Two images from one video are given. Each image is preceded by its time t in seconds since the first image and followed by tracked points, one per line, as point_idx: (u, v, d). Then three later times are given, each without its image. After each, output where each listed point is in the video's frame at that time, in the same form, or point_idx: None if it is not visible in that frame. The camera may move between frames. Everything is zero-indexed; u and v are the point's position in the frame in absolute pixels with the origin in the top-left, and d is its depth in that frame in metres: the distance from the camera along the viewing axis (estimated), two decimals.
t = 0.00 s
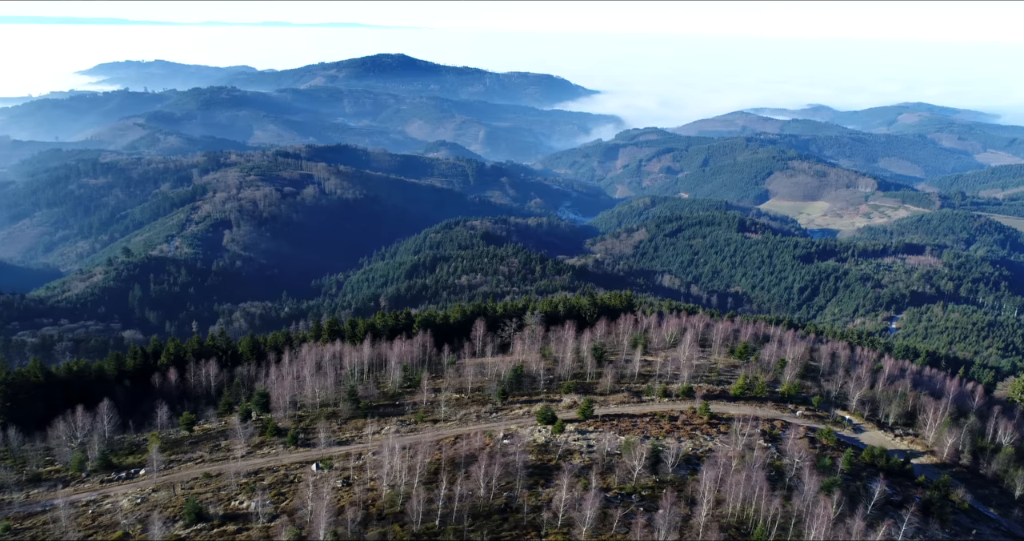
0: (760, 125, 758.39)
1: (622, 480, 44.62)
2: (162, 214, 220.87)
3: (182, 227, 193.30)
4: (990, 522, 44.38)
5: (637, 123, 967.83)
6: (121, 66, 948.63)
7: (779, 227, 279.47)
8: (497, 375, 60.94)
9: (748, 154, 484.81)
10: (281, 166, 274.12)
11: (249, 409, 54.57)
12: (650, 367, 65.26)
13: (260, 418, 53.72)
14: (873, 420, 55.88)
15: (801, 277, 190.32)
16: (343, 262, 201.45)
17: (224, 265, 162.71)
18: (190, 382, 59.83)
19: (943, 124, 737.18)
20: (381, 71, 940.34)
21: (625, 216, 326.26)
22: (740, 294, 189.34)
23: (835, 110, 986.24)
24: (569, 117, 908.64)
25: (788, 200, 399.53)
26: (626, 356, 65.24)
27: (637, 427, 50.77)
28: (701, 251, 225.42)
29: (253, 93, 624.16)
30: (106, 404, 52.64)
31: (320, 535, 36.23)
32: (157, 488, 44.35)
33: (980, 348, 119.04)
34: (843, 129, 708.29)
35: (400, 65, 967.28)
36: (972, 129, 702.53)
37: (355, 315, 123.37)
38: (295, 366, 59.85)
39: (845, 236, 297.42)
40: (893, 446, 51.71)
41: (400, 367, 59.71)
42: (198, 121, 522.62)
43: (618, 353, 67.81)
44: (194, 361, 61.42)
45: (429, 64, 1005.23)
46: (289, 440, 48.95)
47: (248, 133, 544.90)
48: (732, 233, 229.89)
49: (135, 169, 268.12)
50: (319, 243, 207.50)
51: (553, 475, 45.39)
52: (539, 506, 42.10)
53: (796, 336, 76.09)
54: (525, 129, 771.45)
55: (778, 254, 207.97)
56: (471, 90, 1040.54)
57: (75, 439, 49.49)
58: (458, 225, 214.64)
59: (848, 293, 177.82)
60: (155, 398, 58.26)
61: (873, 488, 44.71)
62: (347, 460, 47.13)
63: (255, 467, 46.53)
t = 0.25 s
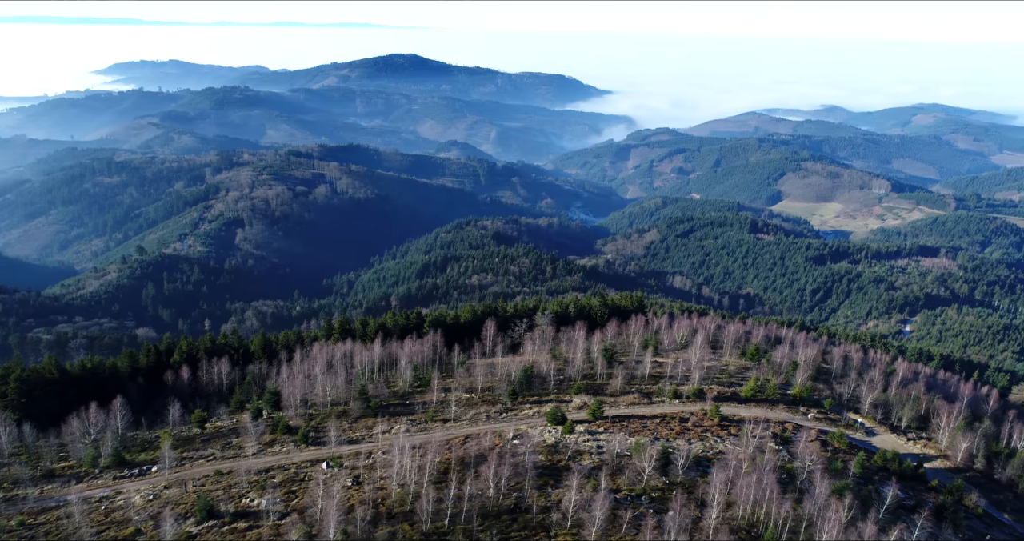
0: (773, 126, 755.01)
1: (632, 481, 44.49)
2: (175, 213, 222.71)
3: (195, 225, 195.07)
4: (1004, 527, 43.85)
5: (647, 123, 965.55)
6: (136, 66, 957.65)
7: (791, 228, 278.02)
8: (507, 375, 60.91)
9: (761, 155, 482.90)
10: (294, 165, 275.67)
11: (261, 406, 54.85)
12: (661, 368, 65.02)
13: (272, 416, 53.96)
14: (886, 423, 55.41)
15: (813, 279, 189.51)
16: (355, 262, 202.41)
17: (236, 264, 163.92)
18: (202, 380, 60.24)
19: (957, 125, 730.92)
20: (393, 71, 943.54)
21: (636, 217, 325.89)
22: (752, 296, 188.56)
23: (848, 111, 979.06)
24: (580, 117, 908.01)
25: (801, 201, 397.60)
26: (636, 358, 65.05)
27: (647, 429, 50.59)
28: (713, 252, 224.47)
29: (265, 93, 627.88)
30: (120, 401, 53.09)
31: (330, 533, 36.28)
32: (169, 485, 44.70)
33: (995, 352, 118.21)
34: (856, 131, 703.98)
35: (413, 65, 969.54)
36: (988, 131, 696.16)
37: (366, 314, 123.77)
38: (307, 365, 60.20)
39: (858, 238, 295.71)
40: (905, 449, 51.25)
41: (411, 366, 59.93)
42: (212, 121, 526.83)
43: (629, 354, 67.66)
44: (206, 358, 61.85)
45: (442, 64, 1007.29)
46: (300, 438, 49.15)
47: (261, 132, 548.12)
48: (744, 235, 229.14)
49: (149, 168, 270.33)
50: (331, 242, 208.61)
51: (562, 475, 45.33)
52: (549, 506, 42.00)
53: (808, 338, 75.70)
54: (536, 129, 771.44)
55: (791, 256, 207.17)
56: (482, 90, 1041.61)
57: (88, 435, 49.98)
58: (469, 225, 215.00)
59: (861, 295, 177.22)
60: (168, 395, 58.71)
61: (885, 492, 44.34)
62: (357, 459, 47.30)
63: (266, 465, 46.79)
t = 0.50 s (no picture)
0: (787, 127, 750.47)
1: (642, 482, 44.32)
2: (189, 211, 224.49)
3: (208, 224, 196.60)
4: (1019, 533, 43.39)
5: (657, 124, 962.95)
6: (151, 66, 966.54)
7: (804, 230, 276.29)
8: (518, 375, 60.91)
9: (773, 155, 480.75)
10: (307, 165, 277.02)
11: (273, 404, 55.15)
12: (672, 369, 64.81)
13: (283, 414, 54.29)
14: (899, 426, 54.97)
15: (826, 280, 188.62)
16: (367, 261, 203.22)
17: (249, 262, 164.93)
18: (214, 377, 60.72)
19: (974, 126, 724.09)
20: (404, 71, 945.77)
21: (648, 217, 325.28)
22: (764, 297, 187.78)
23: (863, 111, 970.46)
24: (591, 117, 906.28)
25: (814, 202, 395.69)
26: (647, 359, 64.87)
27: (658, 430, 50.46)
28: (725, 253, 223.24)
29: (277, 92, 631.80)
30: (133, 397, 53.59)
31: (340, 532, 36.44)
32: (181, 481, 44.99)
33: (1013, 354, 117.02)
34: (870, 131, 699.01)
35: (425, 65, 971.87)
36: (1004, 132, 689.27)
37: (377, 314, 124.29)
38: (318, 364, 60.44)
39: (872, 239, 293.95)
40: (919, 453, 50.79)
41: (421, 366, 60.04)
42: (225, 120, 530.62)
43: (640, 355, 67.53)
44: (218, 356, 62.26)
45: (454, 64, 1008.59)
46: (311, 436, 49.38)
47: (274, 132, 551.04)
48: (756, 236, 228.08)
49: (163, 167, 272.59)
50: (342, 241, 209.42)
51: (572, 476, 45.32)
52: (558, 507, 41.94)
53: (821, 340, 75.25)
54: (548, 129, 771.60)
55: (803, 257, 206.10)
56: (494, 90, 1041.91)
57: (102, 431, 50.48)
58: (480, 225, 215.30)
59: (875, 297, 176.41)
60: (180, 392, 59.18)
61: (898, 496, 43.95)
62: (367, 458, 47.42)
63: (277, 463, 47.05)
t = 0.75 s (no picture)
0: (801, 128, 745.60)
1: (652, 483, 44.20)
2: (202, 210, 226.28)
3: (222, 223, 198.10)
4: None
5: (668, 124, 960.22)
6: (166, 66, 975.70)
7: (818, 231, 274.37)
8: (528, 376, 60.95)
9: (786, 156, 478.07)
10: (319, 164, 278.28)
11: (284, 403, 55.42)
12: (683, 371, 64.56)
13: (295, 412, 54.56)
14: (912, 430, 54.51)
15: (839, 282, 187.74)
16: (379, 260, 204.04)
17: (261, 261, 165.92)
18: (226, 375, 61.14)
19: (991, 128, 716.61)
20: (417, 71, 947.73)
21: (659, 218, 324.59)
22: (776, 299, 187.03)
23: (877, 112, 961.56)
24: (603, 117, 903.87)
25: (827, 203, 393.59)
26: (658, 360, 64.69)
27: (669, 431, 50.30)
28: (737, 254, 222.01)
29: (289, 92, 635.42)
30: (146, 395, 54.03)
31: (351, 530, 36.60)
32: (193, 478, 45.31)
33: None
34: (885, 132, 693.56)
35: (437, 65, 973.90)
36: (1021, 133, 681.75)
37: (387, 313, 124.79)
38: (329, 362, 60.69)
39: (887, 241, 291.98)
40: (933, 457, 50.30)
41: (432, 365, 60.20)
42: (239, 120, 534.19)
43: (651, 356, 67.36)
44: (230, 354, 62.69)
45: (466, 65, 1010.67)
46: (322, 435, 49.52)
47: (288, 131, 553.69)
48: (769, 237, 226.92)
49: (177, 166, 274.77)
50: (354, 240, 210.31)
51: (582, 477, 45.22)
52: (568, 508, 41.91)
53: (834, 343, 74.69)
54: (559, 129, 771.75)
55: (816, 259, 204.89)
56: (507, 90, 1041.13)
57: (115, 428, 50.92)
58: (492, 225, 215.60)
59: (889, 299, 175.65)
60: (193, 390, 59.62)
61: (911, 500, 43.55)
62: (377, 457, 47.55)
63: (288, 461, 47.26)
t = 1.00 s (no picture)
0: (815, 129, 740.66)
1: (663, 485, 44.02)
2: (216, 209, 227.94)
3: (235, 222, 199.55)
4: None
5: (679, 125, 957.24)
6: (180, 66, 984.53)
7: (831, 233, 272.80)
8: (539, 376, 60.97)
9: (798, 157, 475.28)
10: (332, 163, 279.42)
11: (295, 401, 55.72)
12: (694, 372, 64.31)
13: (306, 411, 54.81)
14: (926, 434, 53.99)
15: (852, 285, 186.78)
16: (390, 260, 204.72)
17: (273, 260, 166.87)
18: (239, 373, 61.58)
19: (1008, 129, 708.83)
20: (429, 71, 949.38)
21: (671, 218, 323.79)
22: (789, 301, 186.16)
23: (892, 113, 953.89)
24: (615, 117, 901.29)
25: (841, 204, 391.37)
26: (669, 361, 64.49)
27: (679, 433, 50.13)
28: (749, 256, 221.07)
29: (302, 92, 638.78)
30: (159, 392, 54.50)
31: (360, 529, 36.71)
32: (205, 475, 45.62)
33: None
34: (900, 133, 688.25)
35: (449, 65, 975.47)
36: None
37: (398, 312, 125.06)
38: (340, 361, 60.96)
39: (901, 243, 289.98)
40: (946, 462, 49.79)
41: (442, 365, 60.30)
42: (252, 119, 537.36)
43: (662, 357, 67.18)
44: (242, 353, 63.13)
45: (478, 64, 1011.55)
46: (333, 433, 49.69)
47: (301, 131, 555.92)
48: (782, 238, 225.76)
49: (191, 165, 276.81)
50: (365, 240, 211.15)
51: (592, 478, 45.11)
52: (578, 508, 41.82)
53: (847, 345, 74.26)
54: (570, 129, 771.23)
55: (829, 261, 203.68)
56: (519, 90, 1039.37)
57: (129, 425, 51.41)
58: (503, 225, 215.79)
59: (902, 302, 174.75)
60: (205, 387, 60.09)
61: (925, 504, 43.16)
62: (388, 456, 47.67)
63: (299, 459, 47.50)
